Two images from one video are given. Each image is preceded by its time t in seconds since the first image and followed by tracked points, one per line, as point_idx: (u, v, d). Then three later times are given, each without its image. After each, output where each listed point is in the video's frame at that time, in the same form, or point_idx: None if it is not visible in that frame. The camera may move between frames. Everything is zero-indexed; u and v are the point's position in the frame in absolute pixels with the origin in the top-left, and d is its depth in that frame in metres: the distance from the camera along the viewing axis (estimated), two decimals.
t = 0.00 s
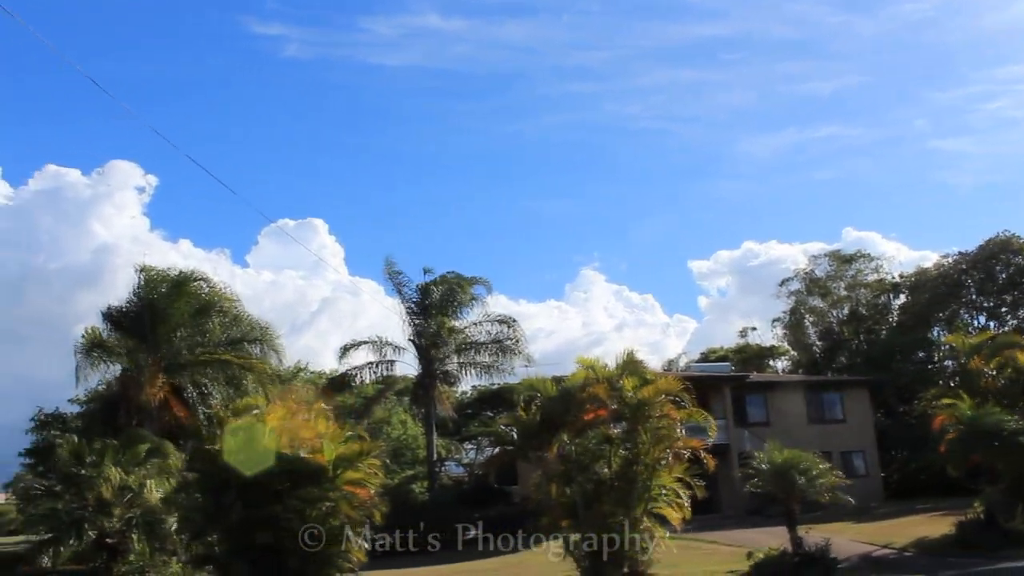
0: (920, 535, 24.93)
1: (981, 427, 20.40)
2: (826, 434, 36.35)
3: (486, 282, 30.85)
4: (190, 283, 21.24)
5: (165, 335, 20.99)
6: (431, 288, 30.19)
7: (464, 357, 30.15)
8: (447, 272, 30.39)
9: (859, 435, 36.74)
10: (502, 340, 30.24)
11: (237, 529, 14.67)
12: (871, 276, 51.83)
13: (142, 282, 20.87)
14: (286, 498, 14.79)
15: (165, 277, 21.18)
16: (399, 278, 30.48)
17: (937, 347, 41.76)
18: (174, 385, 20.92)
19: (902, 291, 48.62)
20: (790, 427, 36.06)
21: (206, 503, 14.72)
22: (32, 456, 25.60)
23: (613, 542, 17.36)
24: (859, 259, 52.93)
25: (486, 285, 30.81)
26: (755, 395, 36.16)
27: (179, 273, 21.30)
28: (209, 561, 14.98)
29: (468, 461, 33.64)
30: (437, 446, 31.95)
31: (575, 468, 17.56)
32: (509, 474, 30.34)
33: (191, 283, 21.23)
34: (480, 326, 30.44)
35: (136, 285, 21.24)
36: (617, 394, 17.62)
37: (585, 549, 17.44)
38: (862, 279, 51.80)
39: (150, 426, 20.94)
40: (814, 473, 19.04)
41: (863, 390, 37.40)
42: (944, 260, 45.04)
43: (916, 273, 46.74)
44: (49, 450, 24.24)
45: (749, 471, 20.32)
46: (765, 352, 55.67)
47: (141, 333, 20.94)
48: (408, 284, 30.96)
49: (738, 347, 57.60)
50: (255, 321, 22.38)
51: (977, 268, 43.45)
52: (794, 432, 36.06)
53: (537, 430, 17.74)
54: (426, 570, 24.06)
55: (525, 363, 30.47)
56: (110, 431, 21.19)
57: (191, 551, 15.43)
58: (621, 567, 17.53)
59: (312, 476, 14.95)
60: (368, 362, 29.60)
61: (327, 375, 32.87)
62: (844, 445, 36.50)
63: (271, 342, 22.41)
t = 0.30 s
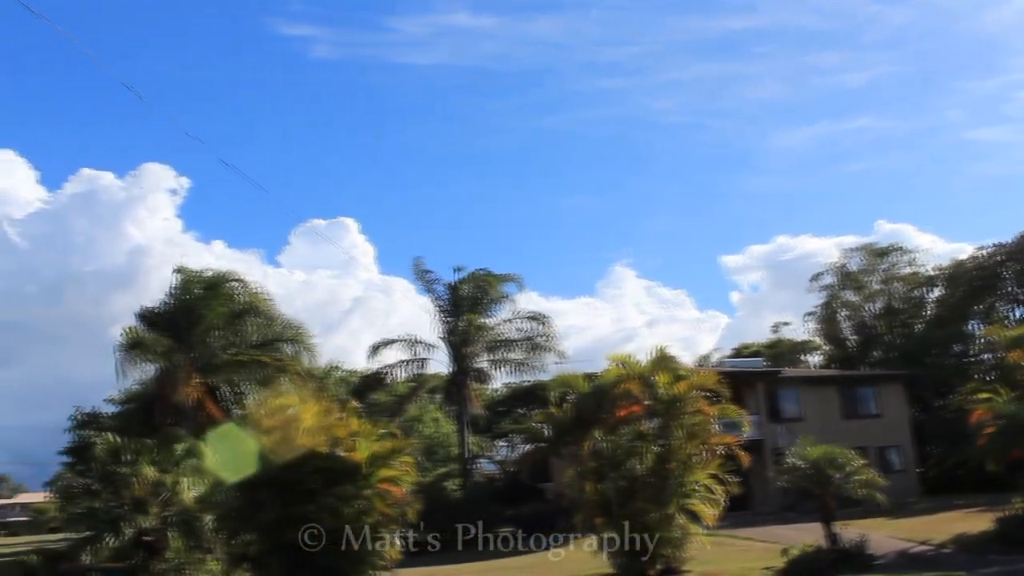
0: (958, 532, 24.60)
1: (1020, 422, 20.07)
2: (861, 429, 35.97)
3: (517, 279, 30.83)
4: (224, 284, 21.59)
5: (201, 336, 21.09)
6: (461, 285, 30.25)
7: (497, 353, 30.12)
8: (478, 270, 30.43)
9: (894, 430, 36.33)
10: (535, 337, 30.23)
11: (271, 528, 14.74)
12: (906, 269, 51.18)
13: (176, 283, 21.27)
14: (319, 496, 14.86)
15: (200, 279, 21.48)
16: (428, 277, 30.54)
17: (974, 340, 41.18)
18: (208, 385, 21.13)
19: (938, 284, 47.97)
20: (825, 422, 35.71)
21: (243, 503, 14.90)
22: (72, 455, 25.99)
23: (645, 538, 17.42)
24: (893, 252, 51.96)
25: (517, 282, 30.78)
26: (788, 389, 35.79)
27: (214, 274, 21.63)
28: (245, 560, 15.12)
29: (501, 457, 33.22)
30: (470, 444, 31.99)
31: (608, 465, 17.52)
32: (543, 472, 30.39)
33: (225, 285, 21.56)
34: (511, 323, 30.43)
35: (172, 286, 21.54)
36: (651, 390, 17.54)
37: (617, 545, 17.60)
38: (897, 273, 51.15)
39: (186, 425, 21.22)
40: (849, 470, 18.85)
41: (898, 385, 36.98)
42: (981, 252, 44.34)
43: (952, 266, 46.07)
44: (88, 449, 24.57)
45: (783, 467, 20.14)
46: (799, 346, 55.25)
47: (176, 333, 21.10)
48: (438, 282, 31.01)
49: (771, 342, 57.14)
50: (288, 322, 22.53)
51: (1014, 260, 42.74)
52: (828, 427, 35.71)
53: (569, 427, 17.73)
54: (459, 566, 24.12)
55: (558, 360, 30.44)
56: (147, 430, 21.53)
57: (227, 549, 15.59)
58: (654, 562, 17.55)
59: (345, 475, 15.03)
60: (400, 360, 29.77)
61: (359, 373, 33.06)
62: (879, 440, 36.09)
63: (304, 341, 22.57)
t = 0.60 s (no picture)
0: (1011, 529, 24.09)
1: None
2: (909, 424, 35.41)
3: (559, 276, 30.79)
4: (271, 285, 21.95)
5: (246, 335, 21.36)
6: (501, 283, 30.25)
7: (539, 350, 30.11)
8: (518, 267, 30.43)
9: (943, 425, 35.70)
10: (577, 334, 30.14)
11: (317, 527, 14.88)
12: (953, 262, 50.26)
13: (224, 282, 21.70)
14: (364, 495, 14.92)
15: (247, 280, 21.89)
16: (467, 275, 30.56)
17: None
18: (253, 384, 21.37)
19: (986, 276, 46.97)
20: (871, 418, 35.21)
21: (288, 502, 15.00)
22: (122, 453, 26.46)
23: (690, 535, 17.34)
24: (939, 245, 51.21)
25: (558, 279, 30.75)
26: (834, 385, 35.36)
27: (260, 275, 21.92)
28: (291, 558, 15.21)
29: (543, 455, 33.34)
30: (512, 441, 32.16)
31: (651, 462, 17.42)
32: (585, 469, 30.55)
33: (271, 285, 21.85)
34: (553, 320, 30.36)
35: (219, 287, 21.95)
36: (694, 387, 17.44)
37: (662, 541, 17.58)
38: (943, 266, 50.18)
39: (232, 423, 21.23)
40: (897, 466, 18.53)
41: (946, 379, 36.32)
42: None
43: (1001, 258, 45.11)
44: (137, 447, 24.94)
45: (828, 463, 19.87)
46: (843, 342, 54.55)
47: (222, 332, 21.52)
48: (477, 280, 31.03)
49: (815, 337, 56.46)
50: (332, 321, 22.71)
51: None
52: (874, 423, 35.21)
53: (611, 425, 17.62)
54: (503, 564, 24.15)
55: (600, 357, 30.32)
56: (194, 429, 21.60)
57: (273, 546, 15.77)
58: (699, 559, 17.46)
59: (390, 474, 15.04)
60: (442, 357, 29.77)
61: (402, 371, 33.26)
62: (927, 435, 35.50)
63: (348, 341, 22.73)
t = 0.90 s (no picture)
0: None
1: None
2: (956, 415, 34.82)
3: (599, 271, 30.76)
4: (313, 284, 22.32)
5: (290, 334, 21.55)
6: (540, 279, 30.24)
7: (580, 345, 30.05)
8: (557, 262, 30.41)
9: (992, 415, 35.03)
10: (618, 328, 30.08)
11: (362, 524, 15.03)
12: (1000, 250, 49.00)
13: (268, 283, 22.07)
14: (408, 492, 15.05)
15: (290, 280, 22.34)
16: (505, 272, 30.61)
17: None
18: (297, 381, 21.38)
19: None
20: (917, 409, 34.68)
21: (333, 499, 15.18)
22: (170, 450, 26.87)
23: (734, 528, 17.26)
24: (986, 232, 49.53)
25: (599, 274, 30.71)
26: (879, 375, 34.94)
27: (303, 275, 22.41)
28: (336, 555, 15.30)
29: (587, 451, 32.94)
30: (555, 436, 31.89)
31: (695, 455, 17.32)
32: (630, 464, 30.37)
33: (314, 285, 22.30)
34: (594, 314, 30.31)
35: (262, 287, 22.26)
36: (737, 379, 17.30)
37: (706, 533, 17.54)
38: (991, 254, 48.87)
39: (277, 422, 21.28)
40: (945, 457, 18.20)
41: (995, 369, 35.62)
42: None
43: None
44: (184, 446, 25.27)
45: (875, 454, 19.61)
46: (888, 332, 53.79)
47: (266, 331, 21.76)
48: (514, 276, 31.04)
49: (859, 327, 55.75)
50: (374, 319, 22.90)
51: None
52: (921, 414, 34.67)
53: (655, 419, 17.59)
54: (546, 559, 24.17)
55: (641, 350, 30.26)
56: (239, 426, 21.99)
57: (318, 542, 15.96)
58: (744, 553, 17.37)
59: (432, 470, 15.15)
60: (484, 353, 29.95)
61: (443, 367, 33.38)
62: (976, 426, 34.87)
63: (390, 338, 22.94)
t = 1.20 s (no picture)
0: None
1: None
2: (999, 410, 34.25)
3: (634, 266, 30.61)
4: (349, 281, 22.31)
5: (326, 331, 21.73)
6: (575, 275, 30.17)
7: (615, 341, 29.97)
8: (591, 257, 30.30)
9: None
10: (653, 323, 29.93)
11: (396, 521, 15.05)
12: None
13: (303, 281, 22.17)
14: (444, 488, 15.06)
15: (325, 277, 22.41)
16: (540, 267, 30.58)
17: None
18: (334, 378, 21.60)
19: None
20: (958, 403, 34.18)
21: (369, 496, 15.21)
22: (208, 449, 27.20)
23: (772, 525, 17.13)
24: None
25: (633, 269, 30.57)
26: (918, 370, 34.54)
27: (338, 272, 22.46)
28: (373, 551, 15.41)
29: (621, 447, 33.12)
30: (591, 432, 31.93)
31: (732, 451, 17.18)
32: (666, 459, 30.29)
33: (350, 281, 22.34)
34: (628, 310, 30.20)
35: (298, 285, 22.44)
36: (775, 374, 17.12)
37: (744, 530, 17.44)
38: None
39: (314, 420, 21.51)
40: (986, 452, 17.88)
41: None
42: None
43: None
44: (223, 444, 25.52)
45: (915, 450, 19.37)
46: (927, 326, 53.09)
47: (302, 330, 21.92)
48: (549, 272, 31.02)
49: (897, 322, 55.08)
50: (408, 316, 23.01)
51: None
52: (962, 409, 34.15)
53: (691, 415, 17.56)
54: (583, 556, 24.14)
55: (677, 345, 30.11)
56: (276, 424, 22.33)
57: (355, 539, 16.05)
58: (782, 549, 17.24)
59: (469, 466, 15.15)
60: (518, 350, 29.91)
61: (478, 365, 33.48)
62: (1019, 421, 34.25)
63: (424, 335, 22.99)
